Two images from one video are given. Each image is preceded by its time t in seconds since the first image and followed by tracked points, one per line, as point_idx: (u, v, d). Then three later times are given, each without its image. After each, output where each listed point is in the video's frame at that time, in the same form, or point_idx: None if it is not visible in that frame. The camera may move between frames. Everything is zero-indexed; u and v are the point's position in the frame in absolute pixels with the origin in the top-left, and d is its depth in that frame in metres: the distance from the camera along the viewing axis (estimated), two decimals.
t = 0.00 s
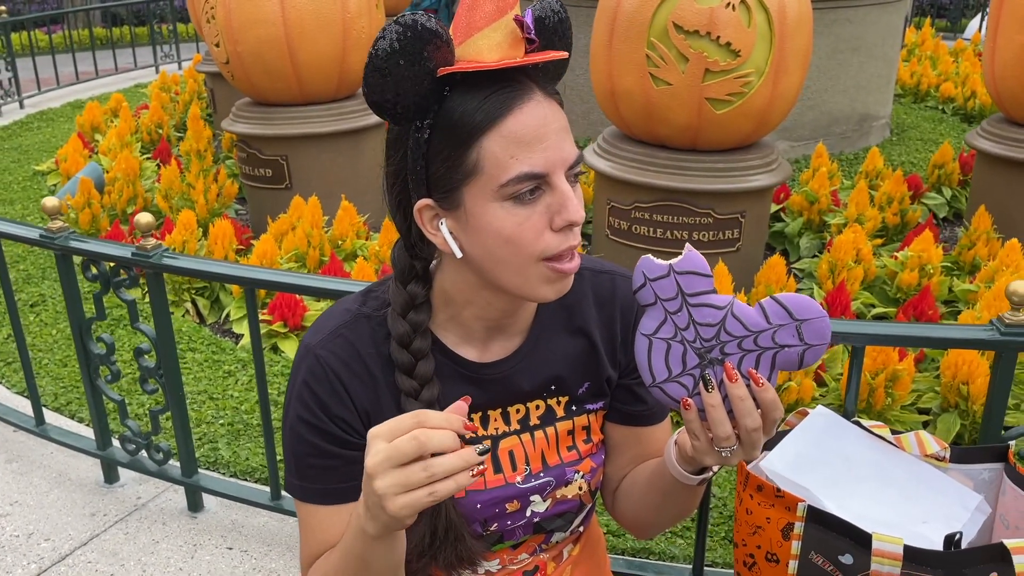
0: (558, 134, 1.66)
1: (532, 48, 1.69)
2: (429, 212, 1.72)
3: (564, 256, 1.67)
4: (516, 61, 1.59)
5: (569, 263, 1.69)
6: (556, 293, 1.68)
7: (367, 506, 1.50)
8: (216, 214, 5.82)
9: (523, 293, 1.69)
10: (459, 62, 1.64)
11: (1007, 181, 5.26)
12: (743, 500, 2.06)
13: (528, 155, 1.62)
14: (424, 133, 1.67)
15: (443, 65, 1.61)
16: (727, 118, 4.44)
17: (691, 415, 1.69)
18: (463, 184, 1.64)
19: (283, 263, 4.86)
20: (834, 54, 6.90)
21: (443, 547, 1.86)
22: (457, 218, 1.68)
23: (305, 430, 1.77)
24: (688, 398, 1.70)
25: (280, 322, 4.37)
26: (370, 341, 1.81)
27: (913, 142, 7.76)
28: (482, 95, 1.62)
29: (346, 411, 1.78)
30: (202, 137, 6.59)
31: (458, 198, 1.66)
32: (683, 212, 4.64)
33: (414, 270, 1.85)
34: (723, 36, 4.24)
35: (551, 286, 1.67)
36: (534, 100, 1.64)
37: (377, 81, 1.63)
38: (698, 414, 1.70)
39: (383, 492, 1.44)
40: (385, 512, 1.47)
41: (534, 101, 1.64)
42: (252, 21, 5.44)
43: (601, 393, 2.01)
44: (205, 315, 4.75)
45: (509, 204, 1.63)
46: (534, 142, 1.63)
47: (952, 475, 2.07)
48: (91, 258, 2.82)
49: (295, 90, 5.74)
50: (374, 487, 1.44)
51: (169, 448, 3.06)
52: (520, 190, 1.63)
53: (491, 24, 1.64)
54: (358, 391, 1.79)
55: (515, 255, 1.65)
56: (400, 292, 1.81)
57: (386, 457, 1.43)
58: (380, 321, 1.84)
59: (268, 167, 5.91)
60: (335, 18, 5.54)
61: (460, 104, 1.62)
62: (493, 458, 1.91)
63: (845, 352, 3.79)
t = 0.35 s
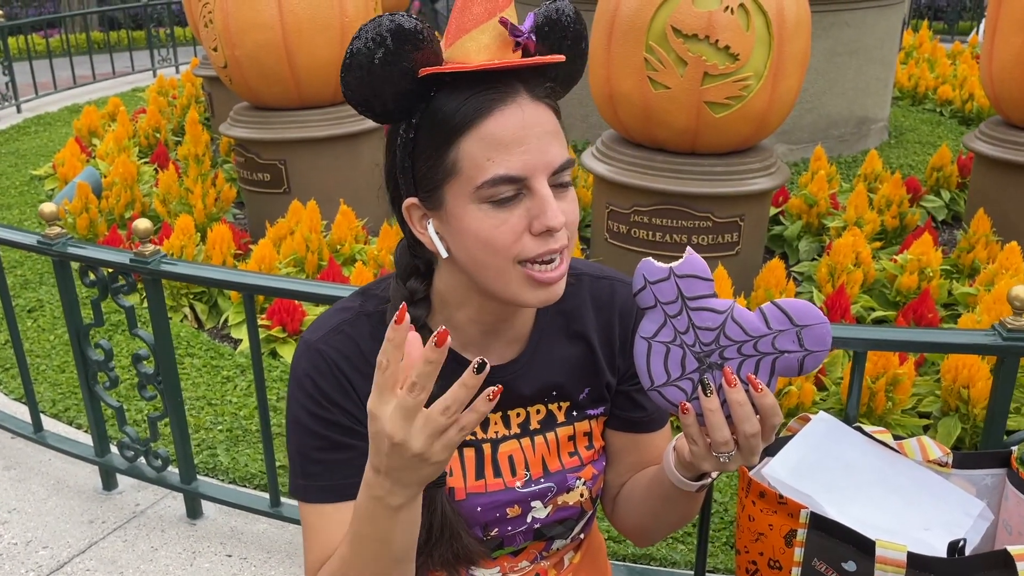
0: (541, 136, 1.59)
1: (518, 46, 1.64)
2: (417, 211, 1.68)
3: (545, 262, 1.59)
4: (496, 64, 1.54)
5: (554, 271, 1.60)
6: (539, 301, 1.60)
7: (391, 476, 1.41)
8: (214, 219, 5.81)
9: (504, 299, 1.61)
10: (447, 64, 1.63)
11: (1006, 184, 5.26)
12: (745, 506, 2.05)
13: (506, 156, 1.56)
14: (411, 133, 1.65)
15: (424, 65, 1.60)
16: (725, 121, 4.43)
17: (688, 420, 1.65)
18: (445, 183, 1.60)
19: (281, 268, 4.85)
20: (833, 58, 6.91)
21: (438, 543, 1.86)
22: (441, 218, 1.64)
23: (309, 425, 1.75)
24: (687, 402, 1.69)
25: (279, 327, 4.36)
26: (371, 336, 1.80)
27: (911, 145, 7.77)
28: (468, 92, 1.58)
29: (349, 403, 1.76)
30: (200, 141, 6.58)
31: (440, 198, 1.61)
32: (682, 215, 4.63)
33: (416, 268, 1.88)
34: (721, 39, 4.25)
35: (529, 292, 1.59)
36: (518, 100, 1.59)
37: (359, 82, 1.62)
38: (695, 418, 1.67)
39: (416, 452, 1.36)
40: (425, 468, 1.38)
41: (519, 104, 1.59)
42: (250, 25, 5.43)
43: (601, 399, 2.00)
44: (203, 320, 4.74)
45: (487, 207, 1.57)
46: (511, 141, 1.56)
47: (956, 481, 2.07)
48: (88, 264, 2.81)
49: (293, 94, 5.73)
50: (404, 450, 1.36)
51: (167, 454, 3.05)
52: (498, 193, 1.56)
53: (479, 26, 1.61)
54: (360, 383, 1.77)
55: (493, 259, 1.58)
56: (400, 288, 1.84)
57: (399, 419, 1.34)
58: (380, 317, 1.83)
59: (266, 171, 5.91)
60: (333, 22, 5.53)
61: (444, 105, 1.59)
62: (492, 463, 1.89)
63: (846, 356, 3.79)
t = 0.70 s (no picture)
0: (533, 157, 1.53)
1: (531, 59, 1.60)
2: (423, 212, 1.69)
3: (520, 282, 1.54)
4: (491, 74, 1.50)
5: (530, 293, 1.55)
6: (512, 318, 1.58)
7: (408, 446, 1.38)
8: (213, 226, 5.76)
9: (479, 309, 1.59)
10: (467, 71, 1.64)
11: (1009, 188, 5.24)
12: (770, 524, 2.02)
13: (489, 169, 1.52)
14: (422, 132, 1.64)
15: (436, 67, 1.58)
16: (731, 127, 4.41)
17: (715, 441, 1.62)
18: (439, 186, 1.58)
19: (283, 276, 4.80)
20: (833, 62, 6.89)
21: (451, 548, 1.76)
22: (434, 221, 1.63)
23: (328, 439, 1.70)
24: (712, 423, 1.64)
25: (282, 336, 4.30)
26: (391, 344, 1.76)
27: (911, 148, 7.76)
28: (477, 99, 1.54)
29: (368, 408, 1.71)
30: (199, 147, 6.52)
31: (434, 201, 1.60)
32: (687, 221, 4.60)
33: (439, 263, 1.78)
34: (728, 45, 4.22)
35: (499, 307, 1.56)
36: (520, 114, 1.53)
37: (377, 81, 1.60)
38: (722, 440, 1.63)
39: (428, 414, 1.32)
40: (438, 434, 1.35)
41: (517, 118, 1.53)
42: (250, 30, 5.37)
43: (624, 416, 1.96)
44: (204, 329, 4.69)
45: (470, 217, 1.54)
46: (499, 155, 1.52)
47: (981, 496, 2.03)
48: (93, 276, 2.76)
49: (293, 99, 5.68)
50: (415, 411, 1.32)
51: (174, 469, 3.00)
52: (481, 205, 1.53)
53: (495, 38, 1.61)
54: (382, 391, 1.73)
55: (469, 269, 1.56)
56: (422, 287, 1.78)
57: (410, 377, 1.31)
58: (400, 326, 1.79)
59: (265, 178, 5.86)
60: (334, 27, 5.48)
61: (457, 106, 1.56)
62: (514, 482, 1.85)
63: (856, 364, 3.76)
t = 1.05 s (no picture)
0: (594, 166, 1.51)
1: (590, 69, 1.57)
2: (460, 220, 1.66)
3: (580, 299, 1.50)
4: (553, 82, 1.47)
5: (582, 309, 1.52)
6: (561, 333, 1.53)
7: (485, 510, 1.34)
8: (210, 230, 5.70)
9: (525, 323, 1.55)
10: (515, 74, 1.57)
11: (1011, 190, 5.24)
12: (802, 535, 1.96)
13: (549, 178, 1.49)
14: (468, 137, 1.60)
15: (491, 70, 1.53)
16: (737, 129, 4.39)
17: (751, 451, 1.57)
18: (489, 196, 1.54)
19: (284, 281, 4.75)
20: (831, 64, 6.88)
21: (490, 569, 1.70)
22: (479, 228, 1.60)
23: (362, 470, 1.64)
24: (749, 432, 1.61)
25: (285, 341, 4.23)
26: (419, 363, 1.73)
27: (906, 150, 7.77)
28: (528, 105, 1.51)
29: (397, 432, 1.66)
30: (195, 150, 6.46)
31: (482, 209, 1.57)
32: (692, 225, 4.58)
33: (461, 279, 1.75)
34: (734, 47, 4.20)
35: (554, 328, 1.52)
36: (576, 123, 1.51)
37: (424, 81, 1.56)
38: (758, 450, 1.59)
39: (519, 479, 1.29)
40: (522, 500, 1.32)
41: (575, 127, 1.51)
42: (247, 32, 5.31)
43: (652, 425, 1.91)
44: (203, 334, 4.61)
45: (524, 228, 1.50)
46: (558, 164, 1.49)
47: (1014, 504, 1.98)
48: (101, 283, 2.74)
49: (291, 101, 5.61)
50: (505, 475, 1.29)
51: (182, 479, 2.97)
52: (536, 215, 1.50)
53: (552, 43, 1.57)
54: (411, 413, 1.68)
55: (520, 281, 1.51)
56: (444, 302, 1.74)
57: (505, 443, 1.29)
58: (426, 345, 1.76)
59: (263, 181, 5.80)
60: (332, 29, 5.43)
61: (506, 112, 1.53)
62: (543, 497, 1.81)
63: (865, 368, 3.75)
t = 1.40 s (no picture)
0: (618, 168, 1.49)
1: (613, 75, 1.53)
2: (494, 254, 1.60)
3: (634, 307, 1.56)
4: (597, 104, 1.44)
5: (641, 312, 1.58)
6: (622, 339, 1.59)
7: (580, 535, 1.40)
8: (200, 229, 5.64)
9: (590, 339, 1.59)
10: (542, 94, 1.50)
11: (1002, 188, 5.27)
12: (814, 532, 1.98)
13: (613, 203, 1.49)
14: (499, 170, 1.53)
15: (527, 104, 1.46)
16: (733, 127, 4.38)
17: (784, 434, 1.56)
18: (539, 230, 1.52)
19: (277, 280, 4.70)
20: (820, 63, 6.90)
21: None
22: (525, 262, 1.57)
23: (374, 482, 1.63)
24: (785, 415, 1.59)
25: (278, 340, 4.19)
26: (431, 375, 1.69)
27: (894, 150, 7.80)
28: (567, 135, 1.48)
29: (412, 446, 1.64)
30: (185, 148, 6.40)
31: (530, 243, 1.54)
32: (687, 223, 4.57)
33: (465, 300, 1.69)
34: (730, 44, 4.20)
35: (618, 335, 1.58)
36: (619, 135, 1.50)
37: (458, 125, 1.48)
38: (791, 434, 1.58)
39: (628, 513, 1.35)
40: (618, 535, 1.38)
41: (616, 141, 1.49)
42: (237, 29, 5.26)
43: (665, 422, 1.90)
44: (194, 334, 4.55)
45: (587, 255, 1.51)
46: (619, 186, 1.48)
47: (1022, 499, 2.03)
48: (96, 282, 2.71)
49: (281, 100, 5.56)
50: (618, 505, 1.35)
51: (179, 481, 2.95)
52: (601, 241, 1.50)
53: (580, 54, 1.48)
54: (424, 427, 1.66)
55: (586, 305, 1.54)
56: (454, 326, 1.67)
57: (633, 473, 1.34)
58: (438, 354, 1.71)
59: (252, 180, 5.74)
60: (324, 26, 5.38)
61: (548, 148, 1.48)
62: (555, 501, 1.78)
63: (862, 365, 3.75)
